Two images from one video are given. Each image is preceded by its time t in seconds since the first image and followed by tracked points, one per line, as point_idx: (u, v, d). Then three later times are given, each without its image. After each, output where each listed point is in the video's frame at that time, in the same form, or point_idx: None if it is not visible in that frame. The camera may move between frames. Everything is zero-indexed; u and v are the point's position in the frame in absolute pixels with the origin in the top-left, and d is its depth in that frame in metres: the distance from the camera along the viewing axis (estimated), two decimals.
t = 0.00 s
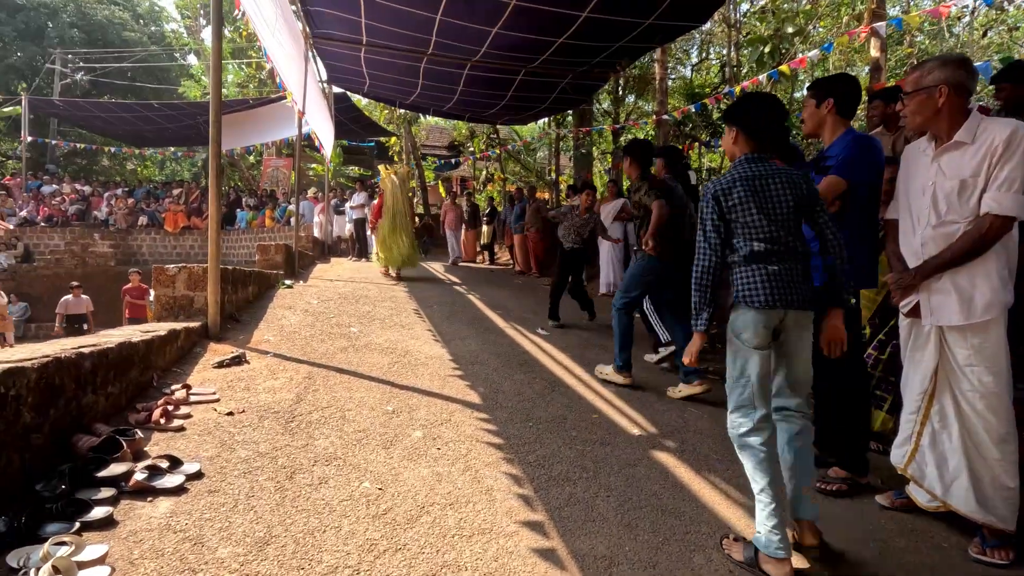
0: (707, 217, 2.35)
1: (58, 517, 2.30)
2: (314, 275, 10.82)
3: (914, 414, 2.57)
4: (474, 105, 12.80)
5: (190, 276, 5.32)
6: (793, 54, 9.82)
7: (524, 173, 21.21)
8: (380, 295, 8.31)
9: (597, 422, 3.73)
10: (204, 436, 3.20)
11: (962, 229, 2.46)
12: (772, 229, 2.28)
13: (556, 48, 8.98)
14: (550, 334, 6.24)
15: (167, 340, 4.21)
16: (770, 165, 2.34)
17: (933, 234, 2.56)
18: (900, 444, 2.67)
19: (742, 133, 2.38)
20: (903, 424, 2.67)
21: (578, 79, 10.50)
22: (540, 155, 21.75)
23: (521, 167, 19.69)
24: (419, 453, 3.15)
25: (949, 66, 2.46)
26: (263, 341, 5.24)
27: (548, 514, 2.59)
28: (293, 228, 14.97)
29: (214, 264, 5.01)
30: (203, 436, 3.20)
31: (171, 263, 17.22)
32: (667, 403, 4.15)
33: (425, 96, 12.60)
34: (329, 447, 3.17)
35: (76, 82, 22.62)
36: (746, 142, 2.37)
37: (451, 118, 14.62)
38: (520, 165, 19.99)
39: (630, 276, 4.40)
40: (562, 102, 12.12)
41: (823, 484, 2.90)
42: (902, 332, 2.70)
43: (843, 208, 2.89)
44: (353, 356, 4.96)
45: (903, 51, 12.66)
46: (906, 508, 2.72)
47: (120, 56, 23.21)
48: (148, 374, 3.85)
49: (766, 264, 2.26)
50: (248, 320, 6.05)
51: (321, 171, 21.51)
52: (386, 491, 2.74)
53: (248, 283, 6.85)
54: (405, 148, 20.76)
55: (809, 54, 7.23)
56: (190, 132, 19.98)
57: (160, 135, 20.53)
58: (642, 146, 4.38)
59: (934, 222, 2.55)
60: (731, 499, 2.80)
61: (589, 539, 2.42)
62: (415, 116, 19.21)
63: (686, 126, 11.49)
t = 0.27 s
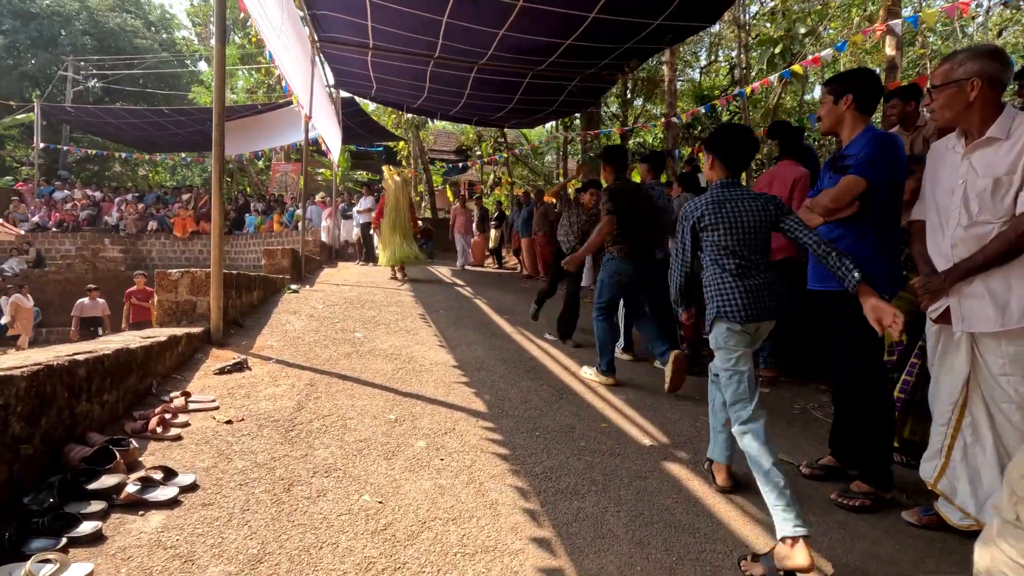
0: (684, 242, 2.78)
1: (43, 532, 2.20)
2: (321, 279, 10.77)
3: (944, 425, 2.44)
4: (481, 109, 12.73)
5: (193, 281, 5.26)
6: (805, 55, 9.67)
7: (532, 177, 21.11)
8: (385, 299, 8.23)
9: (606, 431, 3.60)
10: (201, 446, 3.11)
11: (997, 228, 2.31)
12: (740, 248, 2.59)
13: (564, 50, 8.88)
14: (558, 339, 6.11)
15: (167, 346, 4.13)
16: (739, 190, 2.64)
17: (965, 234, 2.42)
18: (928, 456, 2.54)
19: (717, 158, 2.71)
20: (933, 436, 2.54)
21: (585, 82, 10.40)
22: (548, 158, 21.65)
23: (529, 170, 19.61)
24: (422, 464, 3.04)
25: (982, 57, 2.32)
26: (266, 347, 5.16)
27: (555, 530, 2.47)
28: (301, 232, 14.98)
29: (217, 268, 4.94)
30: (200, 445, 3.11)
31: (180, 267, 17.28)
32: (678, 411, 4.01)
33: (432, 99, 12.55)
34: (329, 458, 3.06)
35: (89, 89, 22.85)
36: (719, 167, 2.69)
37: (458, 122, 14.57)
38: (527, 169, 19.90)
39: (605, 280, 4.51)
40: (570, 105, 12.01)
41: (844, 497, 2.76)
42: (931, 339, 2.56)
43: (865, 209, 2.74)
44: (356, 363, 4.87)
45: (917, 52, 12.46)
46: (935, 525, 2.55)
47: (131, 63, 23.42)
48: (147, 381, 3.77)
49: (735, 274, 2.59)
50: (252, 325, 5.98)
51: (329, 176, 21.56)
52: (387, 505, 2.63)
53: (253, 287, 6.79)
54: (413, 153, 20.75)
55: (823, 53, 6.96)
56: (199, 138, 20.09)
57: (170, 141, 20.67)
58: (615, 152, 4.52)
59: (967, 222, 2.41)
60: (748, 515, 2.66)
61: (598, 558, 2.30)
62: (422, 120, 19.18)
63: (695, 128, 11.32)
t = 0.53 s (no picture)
0: (675, 218, 3.18)
1: (33, 547, 2.14)
2: (327, 281, 10.73)
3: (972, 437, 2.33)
4: (487, 110, 12.66)
5: (196, 285, 5.21)
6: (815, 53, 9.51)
7: (539, 178, 21.02)
8: (391, 302, 8.16)
9: (613, 439, 3.50)
10: (198, 454, 3.04)
11: None
12: (720, 225, 3.07)
13: (570, 50, 8.78)
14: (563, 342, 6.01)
15: (168, 351, 4.08)
16: (723, 174, 3.12)
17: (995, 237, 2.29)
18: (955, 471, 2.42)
19: (704, 145, 3.17)
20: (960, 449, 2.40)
21: (592, 82, 10.29)
22: (555, 159, 21.56)
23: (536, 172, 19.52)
24: (423, 474, 2.96)
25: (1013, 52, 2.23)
26: (269, 351, 5.11)
27: (560, 546, 2.38)
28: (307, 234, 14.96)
29: (219, 272, 4.89)
30: (198, 454, 3.04)
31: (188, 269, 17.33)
32: (688, 418, 3.90)
33: (438, 101, 12.50)
34: (328, 468, 2.98)
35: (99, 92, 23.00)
36: (703, 155, 3.18)
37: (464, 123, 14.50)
38: (534, 170, 19.82)
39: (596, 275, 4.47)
40: (577, 105, 11.90)
41: (864, 512, 2.63)
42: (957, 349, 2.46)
43: (885, 209, 2.63)
44: (359, 367, 4.80)
45: (928, 50, 12.26)
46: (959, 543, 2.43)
47: (141, 66, 23.56)
48: (146, 388, 3.71)
49: (711, 250, 3.06)
50: (255, 329, 5.92)
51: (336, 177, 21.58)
52: (387, 518, 2.54)
53: (257, 290, 6.74)
54: (419, 154, 20.73)
55: (835, 51, 6.84)
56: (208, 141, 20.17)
57: (179, 143, 20.77)
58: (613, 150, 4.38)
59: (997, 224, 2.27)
60: (763, 531, 2.55)
61: None
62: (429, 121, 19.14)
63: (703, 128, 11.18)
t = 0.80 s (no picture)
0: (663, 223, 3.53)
1: (34, 554, 2.12)
2: (334, 281, 10.72)
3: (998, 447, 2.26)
4: (494, 109, 12.60)
5: (202, 285, 5.20)
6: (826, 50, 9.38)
7: (545, 177, 20.94)
8: (397, 302, 8.14)
9: (622, 443, 3.44)
10: (203, 459, 3.02)
11: None
12: (704, 232, 3.45)
13: (577, 48, 8.70)
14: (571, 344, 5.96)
15: (173, 353, 4.06)
16: (707, 187, 3.51)
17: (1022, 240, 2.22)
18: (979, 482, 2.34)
19: (689, 159, 3.55)
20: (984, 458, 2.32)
21: (599, 80, 10.21)
22: (561, 158, 21.46)
23: (542, 170, 19.44)
24: (429, 480, 2.92)
25: None
26: (275, 352, 5.09)
27: (570, 555, 2.33)
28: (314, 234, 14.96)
29: (225, 273, 4.87)
30: (202, 458, 3.02)
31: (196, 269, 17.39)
32: (697, 421, 3.84)
33: (444, 100, 12.46)
34: (333, 473, 2.94)
35: (108, 93, 23.13)
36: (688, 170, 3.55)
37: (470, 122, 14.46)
38: (541, 169, 19.76)
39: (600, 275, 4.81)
40: (584, 104, 11.81)
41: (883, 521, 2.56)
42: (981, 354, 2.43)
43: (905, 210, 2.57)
44: (366, 369, 4.76)
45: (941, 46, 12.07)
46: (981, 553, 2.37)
47: (149, 67, 23.66)
48: (152, 390, 3.70)
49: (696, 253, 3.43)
50: (262, 330, 5.91)
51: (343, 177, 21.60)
52: (393, 525, 2.50)
53: (264, 291, 6.73)
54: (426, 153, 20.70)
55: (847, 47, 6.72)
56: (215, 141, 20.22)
57: (187, 144, 20.85)
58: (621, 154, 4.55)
59: None
60: (776, 539, 2.49)
61: None
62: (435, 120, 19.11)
63: (711, 126, 11.07)
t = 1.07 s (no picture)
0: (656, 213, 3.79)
1: (49, 549, 2.13)
2: (339, 279, 10.73)
3: (1012, 444, 2.25)
4: (498, 107, 12.59)
5: (209, 283, 5.22)
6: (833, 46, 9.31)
7: (549, 174, 20.90)
8: (403, 300, 8.14)
9: (631, 441, 3.43)
10: (213, 455, 3.03)
11: None
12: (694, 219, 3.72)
13: (582, 45, 8.68)
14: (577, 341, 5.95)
15: (182, 350, 4.08)
16: (695, 175, 3.77)
17: None
18: (990, 479, 2.34)
19: (678, 150, 3.78)
20: (998, 456, 2.32)
21: (604, 78, 10.18)
22: (565, 156, 21.43)
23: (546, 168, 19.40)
24: (437, 477, 2.92)
25: None
26: (282, 350, 5.11)
27: (579, 551, 2.33)
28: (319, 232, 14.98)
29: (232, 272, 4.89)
30: (213, 455, 3.03)
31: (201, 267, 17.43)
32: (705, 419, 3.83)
33: (448, 98, 12.46)
34: (343, 469, 2.96)
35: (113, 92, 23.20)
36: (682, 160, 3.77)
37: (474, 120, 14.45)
38: (545, 167, 19.72)
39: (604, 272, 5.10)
40: (589, 102, 11.78)
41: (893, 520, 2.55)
42: (991, 351, 2.46)
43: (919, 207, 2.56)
44: (372, 367, 4.77)
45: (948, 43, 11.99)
46: (992, 551, 2.35)
47: (154, 66, 23.70)
48: (161, 387, 3.71)
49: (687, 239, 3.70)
50: (268, 327, 5.93)
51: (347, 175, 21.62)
52: (402, 521, 2.51)
53: (270, 289, 6.75)
54: (429, 152, 20.69)
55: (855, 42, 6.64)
56: (220, 139, 20.25)
57: (192, 143, 20.90)
58: (624, 161, 4.84)
59: None
60: (786, 537, 2.49)
61: None
62: (439, 119, 19.09)
63: (716, 123, 11.02)
